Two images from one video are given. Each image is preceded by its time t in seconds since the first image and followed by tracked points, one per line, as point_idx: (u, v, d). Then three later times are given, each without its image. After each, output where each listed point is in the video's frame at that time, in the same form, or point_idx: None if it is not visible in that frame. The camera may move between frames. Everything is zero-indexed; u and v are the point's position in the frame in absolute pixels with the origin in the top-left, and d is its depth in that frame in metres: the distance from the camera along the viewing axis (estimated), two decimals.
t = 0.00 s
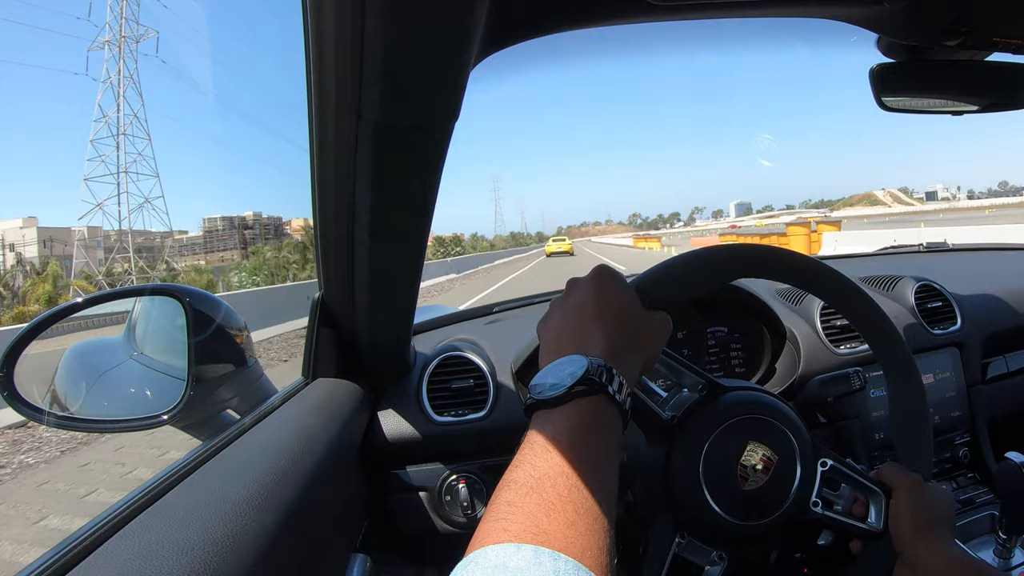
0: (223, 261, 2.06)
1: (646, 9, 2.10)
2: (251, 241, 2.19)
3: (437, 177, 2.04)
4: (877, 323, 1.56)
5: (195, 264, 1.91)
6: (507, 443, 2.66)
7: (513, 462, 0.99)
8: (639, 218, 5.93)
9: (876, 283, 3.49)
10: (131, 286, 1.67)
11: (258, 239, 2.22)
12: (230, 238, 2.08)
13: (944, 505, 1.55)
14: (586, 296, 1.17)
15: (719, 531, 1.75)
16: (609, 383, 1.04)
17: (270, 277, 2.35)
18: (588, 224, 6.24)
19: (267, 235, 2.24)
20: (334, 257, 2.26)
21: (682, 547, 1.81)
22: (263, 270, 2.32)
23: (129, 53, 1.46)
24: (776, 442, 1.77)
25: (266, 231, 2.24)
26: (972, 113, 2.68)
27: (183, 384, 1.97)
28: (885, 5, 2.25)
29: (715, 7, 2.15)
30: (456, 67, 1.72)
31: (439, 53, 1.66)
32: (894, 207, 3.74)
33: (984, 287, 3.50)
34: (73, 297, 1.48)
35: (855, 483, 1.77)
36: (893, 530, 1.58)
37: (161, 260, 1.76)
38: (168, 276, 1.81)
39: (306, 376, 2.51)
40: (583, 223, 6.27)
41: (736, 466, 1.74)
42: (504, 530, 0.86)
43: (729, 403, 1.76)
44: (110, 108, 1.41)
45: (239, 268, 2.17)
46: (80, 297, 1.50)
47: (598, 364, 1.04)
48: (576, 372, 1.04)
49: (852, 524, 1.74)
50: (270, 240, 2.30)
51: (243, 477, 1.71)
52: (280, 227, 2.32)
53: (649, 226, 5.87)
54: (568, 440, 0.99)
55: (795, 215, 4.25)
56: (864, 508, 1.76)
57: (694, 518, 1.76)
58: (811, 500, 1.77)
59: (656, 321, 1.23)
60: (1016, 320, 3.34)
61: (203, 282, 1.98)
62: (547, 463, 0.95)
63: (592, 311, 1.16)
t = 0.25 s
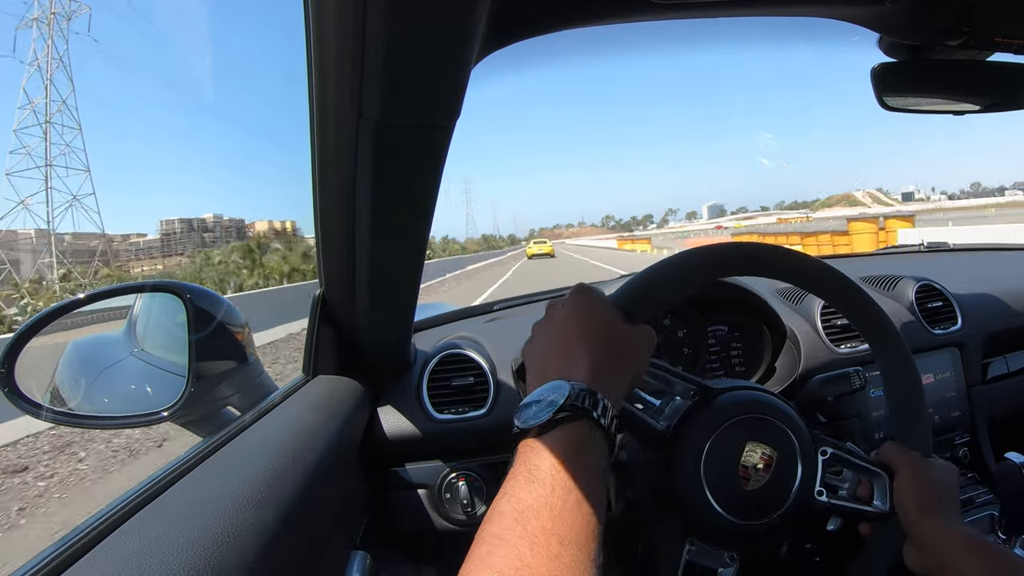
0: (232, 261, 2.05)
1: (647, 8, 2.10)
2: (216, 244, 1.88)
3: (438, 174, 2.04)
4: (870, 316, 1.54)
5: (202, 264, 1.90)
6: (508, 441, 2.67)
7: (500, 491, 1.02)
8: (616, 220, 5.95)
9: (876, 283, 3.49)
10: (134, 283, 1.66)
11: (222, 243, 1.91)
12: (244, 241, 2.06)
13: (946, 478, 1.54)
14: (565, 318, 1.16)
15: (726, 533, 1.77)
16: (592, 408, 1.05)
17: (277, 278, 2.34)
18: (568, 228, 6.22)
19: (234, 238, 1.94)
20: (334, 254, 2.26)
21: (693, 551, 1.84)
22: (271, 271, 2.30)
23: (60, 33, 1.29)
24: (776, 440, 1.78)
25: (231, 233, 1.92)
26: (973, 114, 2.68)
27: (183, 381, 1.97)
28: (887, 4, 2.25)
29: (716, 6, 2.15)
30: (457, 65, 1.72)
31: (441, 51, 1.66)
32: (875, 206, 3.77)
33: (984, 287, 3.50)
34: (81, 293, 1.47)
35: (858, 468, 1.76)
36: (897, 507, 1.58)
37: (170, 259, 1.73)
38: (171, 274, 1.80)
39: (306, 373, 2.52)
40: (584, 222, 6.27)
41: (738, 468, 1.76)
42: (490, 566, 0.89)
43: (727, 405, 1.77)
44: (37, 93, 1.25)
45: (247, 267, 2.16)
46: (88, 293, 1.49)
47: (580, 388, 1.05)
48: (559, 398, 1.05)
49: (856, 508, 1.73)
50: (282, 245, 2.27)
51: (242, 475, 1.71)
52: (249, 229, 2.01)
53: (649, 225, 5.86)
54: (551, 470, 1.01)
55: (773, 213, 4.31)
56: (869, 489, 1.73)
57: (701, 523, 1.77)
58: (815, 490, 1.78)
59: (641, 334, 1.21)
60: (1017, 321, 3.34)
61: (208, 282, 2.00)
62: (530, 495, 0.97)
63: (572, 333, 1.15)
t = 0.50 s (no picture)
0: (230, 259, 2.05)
1: (649, 11, 2.10)
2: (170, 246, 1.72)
3: (438, 175, 2.03)
4: (869, 319, 1.53)
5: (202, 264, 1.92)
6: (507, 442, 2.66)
7: (488, 522, 1.07)
8: (588, 220, 5.96)
9: (876, 286, 3.49)
10: (130, 284, 1.67)
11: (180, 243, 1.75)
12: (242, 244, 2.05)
13: (947, 458, 1.52)
14: (547, 342, 1.17)
15: (731, 538, 1.78)
16: (577, 433, 1.09)
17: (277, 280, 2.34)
18: (546, 231, 6.23)
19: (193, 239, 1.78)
20: (334, 255, 2.26)
21: (704, 558, 1.86)
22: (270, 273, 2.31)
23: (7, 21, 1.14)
24: (776, 444, 1.78)
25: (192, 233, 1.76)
26: (973, 117, 2.68)
27: (183, 381, 1.97)
28: (887, 8, 2.26)
29: (717, 10, 2.15)
30: (458, 68, 1.72)
31: (442, 55, 1.66)
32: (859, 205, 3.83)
33: (984, 290, 3.50)
34: (79, 293, 1.49)
35: (857, 457, 1.79)
36: (898, 490, 1.56)
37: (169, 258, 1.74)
38: (170, 274, 1.80)
39: (306, 374, 2.52)
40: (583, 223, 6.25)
41: (739, 473, 1.77)
42: None
43: (726, 409, 1.77)
44: None
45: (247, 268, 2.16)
46: (85, 294, 1.50)
47: (564, 414, 1.09)
48: (543, 425, 1.09)
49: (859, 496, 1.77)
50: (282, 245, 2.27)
51: (240, 476, 1.71)
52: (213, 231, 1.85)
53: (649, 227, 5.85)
54: (534, 500, 1.05)
55: (757, 214, 4.37)
56: (871, 476, 1.77)
57: (705, 531, 1.79)
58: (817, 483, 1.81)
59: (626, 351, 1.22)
60: (1017, 324, 3.34)
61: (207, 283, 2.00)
62: (518, 526, 1.02)
63: (554, 357, 1.17)
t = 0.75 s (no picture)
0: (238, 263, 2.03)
1: (649, 10, 2.10)
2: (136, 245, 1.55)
3: (438, 175, 2.03)
4: (877, 326, 1.53)
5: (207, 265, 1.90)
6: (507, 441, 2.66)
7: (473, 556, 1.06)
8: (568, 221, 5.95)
9: (876, 286, 3.49)
10: (134, 284, 1.65)
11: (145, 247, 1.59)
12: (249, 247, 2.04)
13: (944, 439, 1.52)
14: (530, 367, 1.21)
15: (736, 538, 1.78)
16: (559, 463, 1.09)
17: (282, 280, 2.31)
18: (527, 233, 6.22)
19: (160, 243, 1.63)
20: (334, 254, 2.26)
21: (715, 561, 1.84)
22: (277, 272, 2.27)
23: None
24: (777, 443, 1.77)
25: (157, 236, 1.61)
26: (973, 117, 2.68)
27: (183, 380, 1.97)
28: (887, 8, 2.26)
29: (717, 9, 2.15)
30: (459, 68, 1.72)
31: (442, 55, 1.66)
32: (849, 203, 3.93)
33: (984, 290, 3.50)
34: (81, 293, 1.46)
35: (854, 441, 1.79)
36: (897, 472, 1.56)
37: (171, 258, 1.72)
38: (174, 272, 1.79)
39: (306, 374, 2.52)
40: (582, 223, 6.25)
41: (740, 474, 1.77)
42: None
43: (725, 410, 1.77)
44: None
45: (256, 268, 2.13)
46: (88, 293, 1.47)
47: (543, 442, 1.09)
48: (525, 454, 1.10)
49: (860, 481, 1.76)
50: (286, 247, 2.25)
51: (240, 474, 1.71)
52: (178, 233, 1.68)
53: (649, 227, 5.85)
54: (519, 531, 1.05)
55: (744, 212, 4.45)
56: (873, 456, 1.76)
57: (712, 534, 1.78)
58: (820, 472, 1.81)
59: (609, 370, 1.25)
60: (1017, 325, 3.34)
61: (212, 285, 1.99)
62: (502, 558, 1.01)
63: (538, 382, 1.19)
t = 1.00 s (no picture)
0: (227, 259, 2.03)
1: (646, 11, 2.10)
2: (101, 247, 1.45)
3: (436, 175, 2.03)
4: (884, 343, 1.51)
5: (202, 264, 1.90)
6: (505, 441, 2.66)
7: None
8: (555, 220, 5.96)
9: (873, 286, 3.49)
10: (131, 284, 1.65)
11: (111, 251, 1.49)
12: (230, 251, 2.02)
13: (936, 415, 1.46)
14: (512, 397, 1.19)
15: (740, 538, 1.78)
16: (545, 494, 1.10)
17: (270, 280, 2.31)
18: (513, 233, 6.23)
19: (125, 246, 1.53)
20: (332, 254, 2.26)
21: (726, 564, 1.87)
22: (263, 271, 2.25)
23: None
24: (775, 443, 1.78)
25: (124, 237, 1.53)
26: (971, 117, 2.69)
27: (181, 381, 1.97)
28: (886, 8, 2.26)
29: (715, 10, 2.15)
30: (457, 69, 1.72)
31: (441, 55, 1.66)
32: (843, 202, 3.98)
33: (982, 291, 3.50)
34: (78, 292, 1.46)
35: (848, 427, 1.85)
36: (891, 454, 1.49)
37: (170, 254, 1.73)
38: (171, 271, 1.79)
39: (304, 374, 2.53)
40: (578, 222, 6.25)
41: (739, 475, 1.77)
42: None
43: (723, 411, 1.78)
44: None
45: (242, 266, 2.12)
46: (84, 292, 1.48)
47: (527, 474, 1.11)
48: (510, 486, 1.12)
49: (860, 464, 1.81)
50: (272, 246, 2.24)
51: (238, 475, 1.71)
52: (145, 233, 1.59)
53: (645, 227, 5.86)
54: (511, 563, 1.06)
55: (740, 211, 4.45)
56: (868, 438, 1.82)
57: (717, 538, 1.80)
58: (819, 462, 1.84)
59: (596, 394, 1.24)
60: (1015, 325, 3.34)
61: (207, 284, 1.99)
62: None
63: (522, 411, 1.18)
